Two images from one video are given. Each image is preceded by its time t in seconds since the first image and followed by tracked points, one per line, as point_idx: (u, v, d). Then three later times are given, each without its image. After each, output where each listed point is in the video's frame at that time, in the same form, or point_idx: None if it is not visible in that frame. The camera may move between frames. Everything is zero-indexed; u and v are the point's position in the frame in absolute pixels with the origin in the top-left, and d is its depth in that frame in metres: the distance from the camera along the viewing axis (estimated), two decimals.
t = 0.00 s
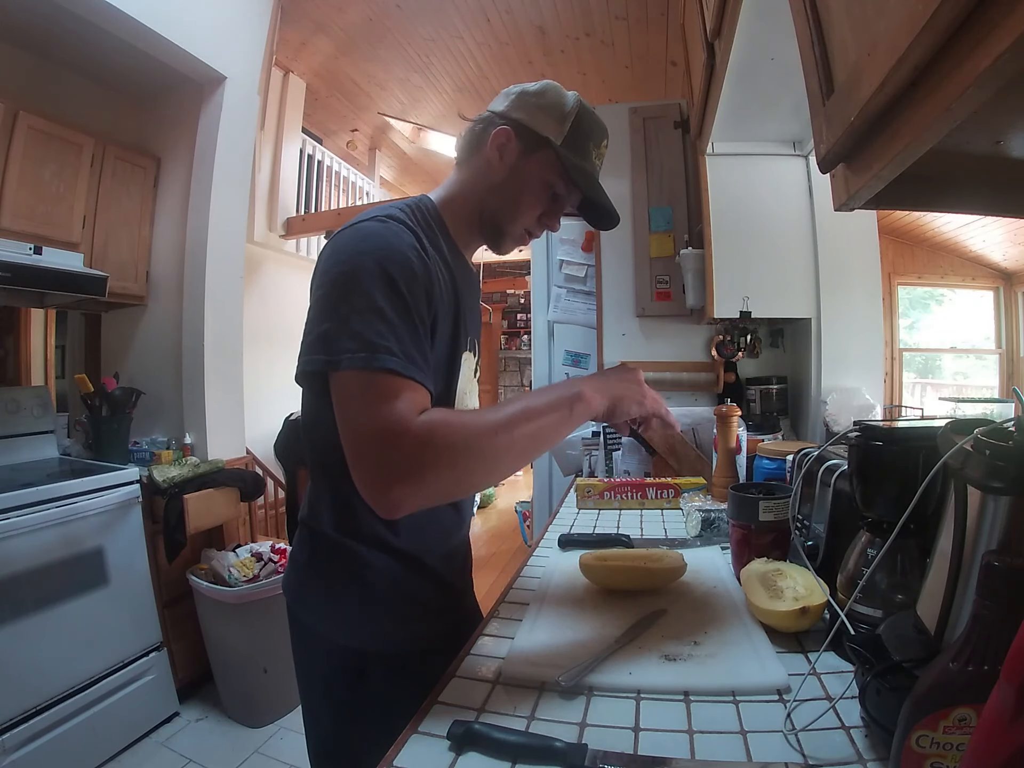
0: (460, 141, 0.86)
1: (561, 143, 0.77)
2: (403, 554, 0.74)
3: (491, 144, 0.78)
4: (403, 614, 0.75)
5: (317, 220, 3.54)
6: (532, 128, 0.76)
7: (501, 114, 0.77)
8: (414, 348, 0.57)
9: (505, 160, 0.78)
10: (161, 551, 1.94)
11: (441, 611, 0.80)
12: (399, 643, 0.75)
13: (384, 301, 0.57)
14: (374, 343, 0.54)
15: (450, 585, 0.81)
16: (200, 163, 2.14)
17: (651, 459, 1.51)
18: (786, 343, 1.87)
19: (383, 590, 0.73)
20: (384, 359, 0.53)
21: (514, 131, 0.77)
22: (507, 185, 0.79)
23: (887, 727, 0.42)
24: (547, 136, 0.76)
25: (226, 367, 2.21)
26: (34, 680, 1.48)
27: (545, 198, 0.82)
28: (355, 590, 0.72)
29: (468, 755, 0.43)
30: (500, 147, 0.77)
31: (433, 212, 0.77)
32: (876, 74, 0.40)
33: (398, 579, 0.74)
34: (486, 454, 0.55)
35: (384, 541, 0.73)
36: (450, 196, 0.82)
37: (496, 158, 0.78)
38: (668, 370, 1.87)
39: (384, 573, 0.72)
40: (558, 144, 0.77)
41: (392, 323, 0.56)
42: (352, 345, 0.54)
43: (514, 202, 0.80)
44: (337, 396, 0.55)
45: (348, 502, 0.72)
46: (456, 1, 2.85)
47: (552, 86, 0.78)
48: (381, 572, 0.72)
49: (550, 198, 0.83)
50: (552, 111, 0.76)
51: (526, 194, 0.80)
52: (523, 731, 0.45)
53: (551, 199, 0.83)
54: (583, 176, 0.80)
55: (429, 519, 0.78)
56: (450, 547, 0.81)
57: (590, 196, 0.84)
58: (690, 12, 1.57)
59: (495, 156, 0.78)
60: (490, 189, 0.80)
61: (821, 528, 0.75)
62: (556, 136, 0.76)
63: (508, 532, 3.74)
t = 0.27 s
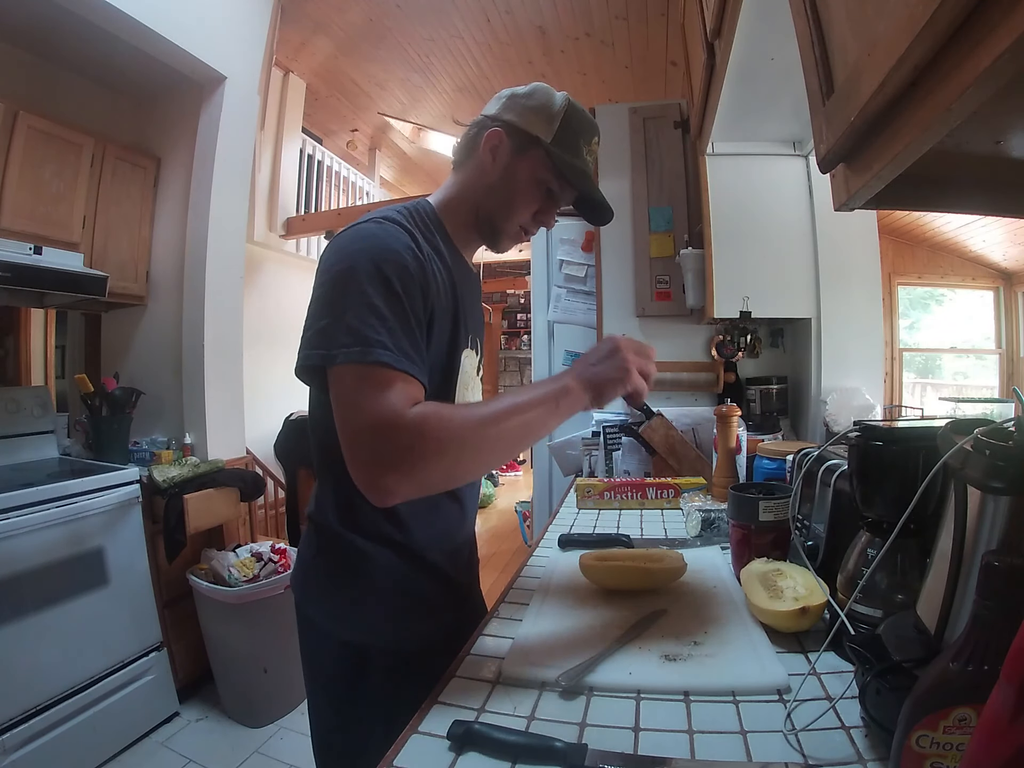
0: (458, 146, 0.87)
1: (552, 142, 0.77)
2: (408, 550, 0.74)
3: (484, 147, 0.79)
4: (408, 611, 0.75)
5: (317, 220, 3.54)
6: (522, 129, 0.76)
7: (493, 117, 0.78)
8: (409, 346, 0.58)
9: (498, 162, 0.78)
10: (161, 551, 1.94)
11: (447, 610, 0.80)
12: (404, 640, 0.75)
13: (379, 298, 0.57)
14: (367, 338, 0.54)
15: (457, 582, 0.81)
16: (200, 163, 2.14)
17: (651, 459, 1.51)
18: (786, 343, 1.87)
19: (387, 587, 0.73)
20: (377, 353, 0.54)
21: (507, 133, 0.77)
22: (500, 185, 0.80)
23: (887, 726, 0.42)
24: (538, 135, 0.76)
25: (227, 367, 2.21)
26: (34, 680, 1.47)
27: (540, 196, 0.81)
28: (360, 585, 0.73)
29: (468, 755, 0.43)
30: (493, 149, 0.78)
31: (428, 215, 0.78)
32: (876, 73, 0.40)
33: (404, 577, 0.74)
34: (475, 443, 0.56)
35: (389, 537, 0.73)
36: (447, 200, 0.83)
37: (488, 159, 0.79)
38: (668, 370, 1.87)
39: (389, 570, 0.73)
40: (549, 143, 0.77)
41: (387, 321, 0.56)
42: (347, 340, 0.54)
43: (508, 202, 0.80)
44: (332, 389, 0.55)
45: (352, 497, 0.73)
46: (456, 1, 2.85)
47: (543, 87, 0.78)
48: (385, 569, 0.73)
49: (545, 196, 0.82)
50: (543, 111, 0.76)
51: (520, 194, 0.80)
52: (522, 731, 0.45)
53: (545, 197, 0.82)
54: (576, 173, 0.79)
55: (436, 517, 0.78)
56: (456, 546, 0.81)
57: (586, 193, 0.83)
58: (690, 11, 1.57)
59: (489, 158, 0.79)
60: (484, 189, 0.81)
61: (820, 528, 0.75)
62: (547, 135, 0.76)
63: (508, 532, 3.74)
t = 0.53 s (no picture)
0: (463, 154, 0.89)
1: (548, 145, 0.77)
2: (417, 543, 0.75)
3: (484, 153, 0.80)
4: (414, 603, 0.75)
5: (317, 220, 3.55)
6: (517, 134, 0.77)
7: (492, 125, 0.79)
8: (403, 347, 0.58)
9: (496, 167, 0.79)
10: (161, 551, 1.94)
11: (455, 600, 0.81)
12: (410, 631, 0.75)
13: (374, 299, 0.58)
14: (359, 337, 0.55)
15: (466, 575, 0.82)
16: (200, 163, 2.14)
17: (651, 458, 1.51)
18: (786, 343, 1.87)
19: (393, 579, 0.74)
20: (369, 349, 0.54)
21: (504, 138, 0.78)
22: (499, 189, 0.81)
23: (887, 726, 0.42)
24: (533, 139, 0.77)
25: (227, 367, 2.21)
26: (34, 680, 1.47)
27: (539, 198, 0.82)
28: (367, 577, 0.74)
29: (468, 755, 0.43)
30: (492, 154, 0.79)
31: (431, 221, 0.80)
32: (876, 73, 0.40)
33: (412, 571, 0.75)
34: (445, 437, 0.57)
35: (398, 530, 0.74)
36: (450, 206, 0.85)
37: (488, 165, 0.80)
38: (667, 370, 1.87)
39: (397, 563, 0.74)
40: (544, 146, 0.77)
41: (382, 321, 0.57)
42: (344, 337, 0.55)
43: (507, 205, 0.81)
44: (319, 380, 0.56)
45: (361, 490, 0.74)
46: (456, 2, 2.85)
47: (539, 94, 0.79)
48: (391, 562, 0.73)
49: (545, 198, 0.83)
50: (538, 116, 0.76)
51: (518, 196, 0.80)
52: (522, 730, 0.45)
53: (545, 198, 0.83)
54: (573, 174, 0.79)
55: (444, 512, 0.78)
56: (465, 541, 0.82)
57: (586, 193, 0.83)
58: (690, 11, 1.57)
59: (488, 163, 0.80)
60: (485, 194, 0.82)
61: (820, 528, 0.75)
62: (542, 139, 0.77)
63: (508, 532, 3.74)
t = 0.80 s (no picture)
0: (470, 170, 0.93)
1: (540, 151, 0.79)
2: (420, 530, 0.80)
3: (485, 163, 0.84)
4: (417, 590, 0.81)
5: (317, 219, 3.54)
6: (511, 143, 0.80)
7: (491, 137, 0.83)
8: (394, 348, 0.62)
9: (495, 176, 0.82)
10: (161, 551, 1.93)
11: (458, 590, 0.86)
12: (414, 615, 0.81)
13: (371, 303, 0.62)
14: (354, 336, 0.59)
15: (468, 566, 0.86)
16: (200, 163, 2.14)
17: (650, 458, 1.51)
18: (786, 343, 1.87)
19: (399, 569, 0.79)
20: (362, 349, 0.58)
21: (501, 149, 0.81)
22: (498, 195, 0.83)
23: (887, 727, 0.42)
24: (525, 146, 0.79)
25: (227, 367, 2.21)
26: (34, 680, 1.47)
27: (536, 202, 0.83)
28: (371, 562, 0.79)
29: (468, 755, 0.43)
30: (491, 164, 0.82)
31: (437, 228, 0.83)
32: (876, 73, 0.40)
33: (414, 556, 0.80)
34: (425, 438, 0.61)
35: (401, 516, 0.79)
36: (456, 215, 0.88)
37: (488, 175, 0.83)
38: (667, 370, 1.87)
39: (399, 548, 0.79)
40: (537, 152, 0.79)
41: (376, 322, 0.61)
42: (343, 337, 0.59)
43: (506, 210, 0.83)
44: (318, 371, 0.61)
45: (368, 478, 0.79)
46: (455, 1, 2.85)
47: (535, 106, 0.82)
48: (397, 553, 0.78)
49: (543, 202, 0.84)
50: (530, 126, 0.79)
51: (516, 201, 0.82)
52: (523, 731, 0.45)
53: (542, 202, 0.84)
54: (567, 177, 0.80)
55: (445, 502, 0.83)
56: (467, 532, 0.86)
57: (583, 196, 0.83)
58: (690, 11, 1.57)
59: (489, 173, 0.83)
60: (486, 201, 0.85)
61: (820, 528, 0.75)
62: (534, 145, 0.79)
63: (508, 532, 3.74)
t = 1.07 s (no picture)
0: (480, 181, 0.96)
1: (536, 154, 0.81)
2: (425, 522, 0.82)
3: (487, 171, 0.86)
4: (423, 582, 0.82)
5: (317, 219, 3.55)
6: (509, 148, 0.82)
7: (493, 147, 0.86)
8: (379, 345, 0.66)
9: (496, 181, 0.84)
10: (161, 552, 1.93)
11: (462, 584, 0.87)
12: (419, 607, 0.82)
13: (362, 298, 0.66)
14: (342, 330, 0.63)
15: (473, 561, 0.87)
16: (200, 163, 2.14)
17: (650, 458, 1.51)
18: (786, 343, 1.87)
19: (406, 564, 0.81)
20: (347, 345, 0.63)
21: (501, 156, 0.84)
22: (499, 200, 0.84)
23: (888, 727, 0.42)
24: (522, 150, 0.81)
25: (227, 367, 2.21)
26: (34, 680, 1.47)
27: (535, 204, 0.83)
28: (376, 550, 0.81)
29: (468, 755, 0.43)
30: (492, 171, 0.84)
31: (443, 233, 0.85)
32: (875, 74, 0.40)
33: (417, 547, 0.81)
34: (374, 460, 0.65)
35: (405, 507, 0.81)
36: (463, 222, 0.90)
37: (489, 181, 0.85)
38: (667, 370, 1.87)
39: (403, 538, 0.80)
40: (533, 156, 0.80)
41: (364, 318, 0.65)
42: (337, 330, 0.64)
43: (507, 213, 0.84)
44: (300, 361, 0.66)
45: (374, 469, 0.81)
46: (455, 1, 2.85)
47: (534, 115, 0.84)
48: (406, 548, 0.80)
49: (542, 204, 0.84)
50: (527, 132, 0.81)
51: (515, 204, 0.83)
52: (522, 731, 0.45)
53: (542, 204, 0.84)
54: (564, 178, 0.80)
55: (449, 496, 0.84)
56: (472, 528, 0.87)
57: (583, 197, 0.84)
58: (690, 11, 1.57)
59: (491, 180, 0.85)
60: (489, 206, 0.86)
61: (820, 528, 0.75)
62: (530, 149, 0.80)
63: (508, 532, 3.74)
